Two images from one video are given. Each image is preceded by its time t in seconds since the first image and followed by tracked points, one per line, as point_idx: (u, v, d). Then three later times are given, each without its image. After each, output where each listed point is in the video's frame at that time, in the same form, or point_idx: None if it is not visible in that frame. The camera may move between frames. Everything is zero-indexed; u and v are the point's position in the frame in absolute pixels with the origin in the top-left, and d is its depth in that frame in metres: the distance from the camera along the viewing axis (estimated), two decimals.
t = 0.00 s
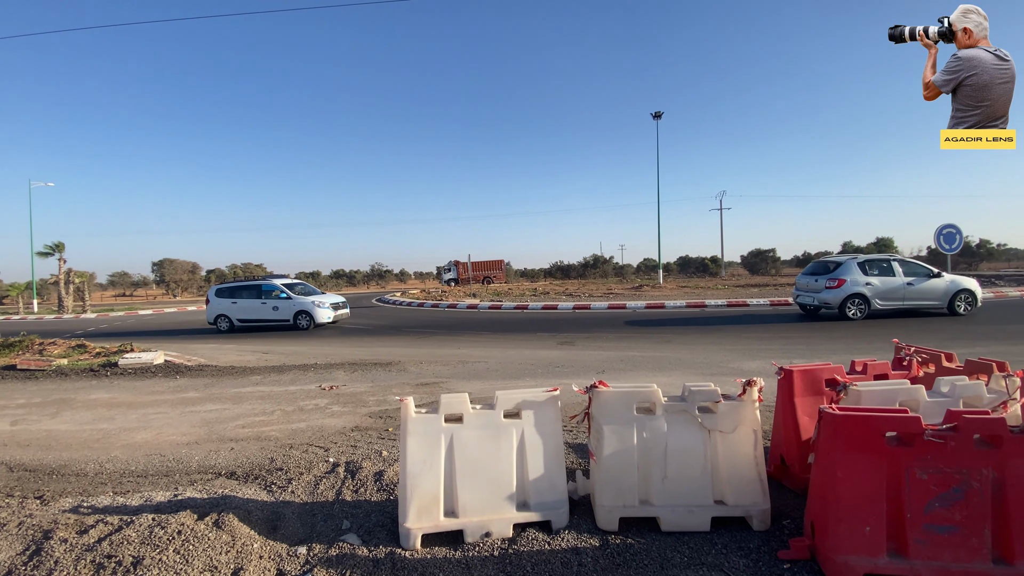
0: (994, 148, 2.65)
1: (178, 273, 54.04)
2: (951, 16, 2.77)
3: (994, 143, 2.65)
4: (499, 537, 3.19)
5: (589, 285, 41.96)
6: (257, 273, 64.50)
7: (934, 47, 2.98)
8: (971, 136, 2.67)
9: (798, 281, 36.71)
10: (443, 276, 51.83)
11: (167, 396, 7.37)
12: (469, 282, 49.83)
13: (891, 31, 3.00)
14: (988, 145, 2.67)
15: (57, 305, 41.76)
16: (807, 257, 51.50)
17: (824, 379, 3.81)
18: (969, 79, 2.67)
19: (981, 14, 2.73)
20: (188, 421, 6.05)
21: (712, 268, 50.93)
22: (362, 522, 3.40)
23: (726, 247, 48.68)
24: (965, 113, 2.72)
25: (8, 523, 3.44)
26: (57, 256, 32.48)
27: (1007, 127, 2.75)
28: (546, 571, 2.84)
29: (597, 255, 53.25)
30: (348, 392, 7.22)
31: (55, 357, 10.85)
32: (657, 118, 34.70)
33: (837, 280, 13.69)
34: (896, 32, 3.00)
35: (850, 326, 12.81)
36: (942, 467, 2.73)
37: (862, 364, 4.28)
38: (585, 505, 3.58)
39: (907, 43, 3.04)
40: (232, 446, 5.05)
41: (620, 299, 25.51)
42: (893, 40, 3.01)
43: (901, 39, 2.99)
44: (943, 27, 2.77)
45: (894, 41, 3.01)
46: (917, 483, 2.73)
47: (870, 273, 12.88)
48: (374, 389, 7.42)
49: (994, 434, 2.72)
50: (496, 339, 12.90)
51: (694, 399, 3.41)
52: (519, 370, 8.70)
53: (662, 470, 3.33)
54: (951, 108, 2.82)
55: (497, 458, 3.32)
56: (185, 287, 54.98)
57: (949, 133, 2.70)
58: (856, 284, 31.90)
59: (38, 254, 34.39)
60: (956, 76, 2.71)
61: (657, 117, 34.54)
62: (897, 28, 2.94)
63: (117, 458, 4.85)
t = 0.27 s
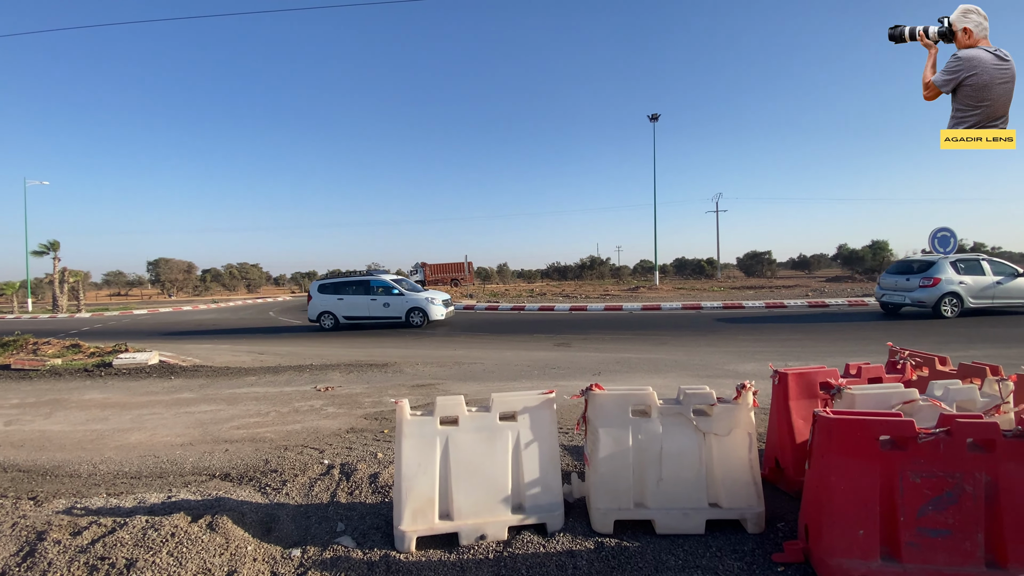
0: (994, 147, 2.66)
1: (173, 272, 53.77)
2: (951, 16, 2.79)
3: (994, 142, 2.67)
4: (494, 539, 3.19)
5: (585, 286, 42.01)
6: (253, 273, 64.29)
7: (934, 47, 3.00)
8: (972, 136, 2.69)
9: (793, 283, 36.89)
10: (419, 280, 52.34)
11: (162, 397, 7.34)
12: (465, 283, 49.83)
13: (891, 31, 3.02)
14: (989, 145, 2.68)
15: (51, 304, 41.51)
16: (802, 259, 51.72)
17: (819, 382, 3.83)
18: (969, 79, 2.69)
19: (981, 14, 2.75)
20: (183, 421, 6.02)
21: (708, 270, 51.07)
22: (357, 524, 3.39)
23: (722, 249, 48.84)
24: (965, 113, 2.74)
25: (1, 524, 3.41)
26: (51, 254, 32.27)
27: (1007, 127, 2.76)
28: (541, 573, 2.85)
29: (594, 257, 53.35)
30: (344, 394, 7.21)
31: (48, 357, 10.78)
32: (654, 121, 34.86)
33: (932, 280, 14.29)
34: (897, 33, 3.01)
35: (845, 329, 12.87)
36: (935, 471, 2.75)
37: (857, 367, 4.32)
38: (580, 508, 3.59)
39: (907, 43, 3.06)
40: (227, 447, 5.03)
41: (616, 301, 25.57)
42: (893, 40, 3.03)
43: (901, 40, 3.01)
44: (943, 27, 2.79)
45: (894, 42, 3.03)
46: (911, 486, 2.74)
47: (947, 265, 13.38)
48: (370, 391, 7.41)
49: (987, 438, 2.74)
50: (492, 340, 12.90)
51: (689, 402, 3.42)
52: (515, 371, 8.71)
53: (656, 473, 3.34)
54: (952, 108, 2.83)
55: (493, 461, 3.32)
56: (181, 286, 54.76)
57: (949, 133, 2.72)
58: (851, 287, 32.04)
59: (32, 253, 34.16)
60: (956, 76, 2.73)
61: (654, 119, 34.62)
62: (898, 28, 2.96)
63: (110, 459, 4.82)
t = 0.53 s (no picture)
0: (993, 147, 2.68)
1: (171, 271, 53.67)
2: (951, 17, 2.80)
3: (994, 142, 2.68)
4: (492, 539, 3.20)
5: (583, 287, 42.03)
6: (251, 272, 64.20)
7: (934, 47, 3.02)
8: (971, 136, 2.70)
9: (791, 285, 36.97)
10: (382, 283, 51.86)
11: (159, 396, 7.32)
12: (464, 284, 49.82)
13: (891, 31, 3.03)
14: (988, 145, 2.69)
15: (48, 302, 41.38)
16: (800, 261, 51.85)
17: (816, 383, 3.84)
18: (969, 79, 2.70)
19: (981, 14, 2.76)
20: (180, 420, 6.01)
21: (706, 272, 51.14)
22: (354, 523, 3.39)
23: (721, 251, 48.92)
24: (965, 113, 2.76)
25: None
26: (48, 253, 32.17)
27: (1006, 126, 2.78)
28: (539, 573, 2.85)
29: (592, 258, 53.39)
30: (342, 393, 7.20)
31: (45, 356, 10.75)
32: (653, 122, 34.79)
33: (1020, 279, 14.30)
34: (896, 34, 3.02)
35: (842, 331, 12.90)
36: (931, 472, 2.76)
37: (854, 368, 4.34)
38: (578, 507, 3.59)
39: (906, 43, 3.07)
40: (224, 446, 5.02)
41: (615, 302, 25.60)
42: (893, 40, 3.04)
43: (900, 40, 3.02)
44: (943, 27, 2.80)
45: (894, 42, 3.04)
46: (907, 487, 2.76)
47: None
48: (369, 390, 7.40)
49: (983, 439, 2.75)
50: (490, 341, 12.90)
51: (687, 402, 3.43)
52: (513, 372, 8.72)
53: (654, 473, 3.35)
54: (952, 107, 2.85)
55: (491, 461, 3.33)
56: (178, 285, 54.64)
57: (949, 134, 2.73)
58: (849, 289, 32.13)
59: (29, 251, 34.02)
60: (956, 76, 2.75)
61: (653, 121, 34.64)
62: (897, 29, 2.98)
63: (107, 458, 4.81)
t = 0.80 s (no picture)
0: (993, 147, 2.69)
1: (171, 270, 53.72)
2: (950, 17, 2.81)
3: (994, 142, 2.69)
4: (492, 537, 3.20)
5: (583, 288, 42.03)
6: (251, 271, 64.26)
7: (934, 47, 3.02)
8: (972, 136, 2.71)
9: (791, 287, 37.00)
10: (347, 280, 52.62)
11: (160, 394, 7.33)
12: (464, 284, 49.85)
13: (891, 31, 3.03)
14: (988, 145, 2.70)
15: (48, 300, 41.40)
16: (800, 263, 51.89)
17: (816, 383, 3.84)
18: (969, 79, 2.71)
19: (981, 14, 2.77)
20: (181, 418, 6.01)
21: (706, 273, 51.15)
22: (354, 521, 3.40)
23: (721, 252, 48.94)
24: (965, 113, 2.76)
25: None
26: (49, 251, 32.20)
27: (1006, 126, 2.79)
28: (538, 571, 2.86)
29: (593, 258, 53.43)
30: (342, 392, 7.21)
31: (46, 353, 10.76)
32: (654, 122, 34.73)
33: None
34: (897, 33, 3.02)
35: (842, 332, 12.91)
36: (932, 473, 2.76)
37: (855, 369, 4.34)
38: (577, 506, 3.60)
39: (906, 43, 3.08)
40: (224, 444, 5.03)
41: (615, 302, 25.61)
42: (893, 40, 3.05)
43: (900, 40, 3.03)
44: (943, 27, 2.81)
45: (894, 42, 3.05)
46: (907, 487, 2.76)
47: None
48: (369, 389, 7.41)
49: (983, 440, 2.75)
50: (491, 340, 12.91)
51: (687, 402, 3.43)
52: (513, 371, 8.72)
53: (654, 472, 3.35)
54: (952, 107, 2.86)
55: (491, 459, 3.33)
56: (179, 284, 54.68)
57: (949, 133, 2.74)
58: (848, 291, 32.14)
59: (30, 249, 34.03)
60: (956, 76, 2.75)
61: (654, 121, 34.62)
62: (898, 29, 2.98)
63: (108, 455, 4.82)
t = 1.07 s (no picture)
0: (993, 147, 2.68)
1: (173, 269, 53.83)
2: (950, 17, 2.81)
3: (993, 143, 2.69)
4: (494, 537, 3.19)
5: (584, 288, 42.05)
6: (253, 271, 64.31)
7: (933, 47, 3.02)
8: (971, 136, 2.71)
9: (793, 288, 36.93)
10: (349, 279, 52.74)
11: (162, 393, 7.33)
12: (465, 284, 49.89)
13: (891, 31, 3.03)
14: (989, 144, 2.70)
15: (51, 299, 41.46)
16: (802, 264, 51.85)
17: (819, 384, 3.83)
18: (969, 79, 2.70)
19: (981, 14, 2.76)
20: (182, 417, 6.01)
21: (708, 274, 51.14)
22: (356, 520, 3.39)
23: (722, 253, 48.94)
24: (965, 113, 2.76)
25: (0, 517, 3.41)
26: (51, 250, 32.25)
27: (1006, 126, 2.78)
28: (540, 571, 2.86)
29: (594, 259, 53.46)
30: (344, 391, 7.21)
31: (48, 352, 10.77)
32: (656, 122, 34.70)
33: None
34: (896, 33, 3.02)
35: (844, 333, 12.89)
36: (934, 474, 2.76)
37: (856, 369, 4.33)
38: (579, 507, 3.59)
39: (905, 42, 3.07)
40: (226, 443, 5.03)
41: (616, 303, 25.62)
42: (892, 40, 3.04)
43: (900, 39, 3.02)
44: (943, 27, 2.80)
45: (893, 42, 3.05)
46: (910, 489, 2.75)
47: None
48: (370, 389, 7.40)
49: (987, 441, 2.75)
50: (492, 340, 12.92)
51: (689, 402, 3.42)
52: (514, 371, 8.72)
53: (656, 473, 3.35)
54: (952, 107, 2.85)
55: (493, 459, 3.33)
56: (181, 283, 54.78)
57: (949, 133, 2.74)
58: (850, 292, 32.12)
59: (32, 247, 34.05)
60: (956, 76, 2.75)
61: (655, 121, 34.64)
62: (898, 29, 2.98)
63: (109, 454, 4.82)
